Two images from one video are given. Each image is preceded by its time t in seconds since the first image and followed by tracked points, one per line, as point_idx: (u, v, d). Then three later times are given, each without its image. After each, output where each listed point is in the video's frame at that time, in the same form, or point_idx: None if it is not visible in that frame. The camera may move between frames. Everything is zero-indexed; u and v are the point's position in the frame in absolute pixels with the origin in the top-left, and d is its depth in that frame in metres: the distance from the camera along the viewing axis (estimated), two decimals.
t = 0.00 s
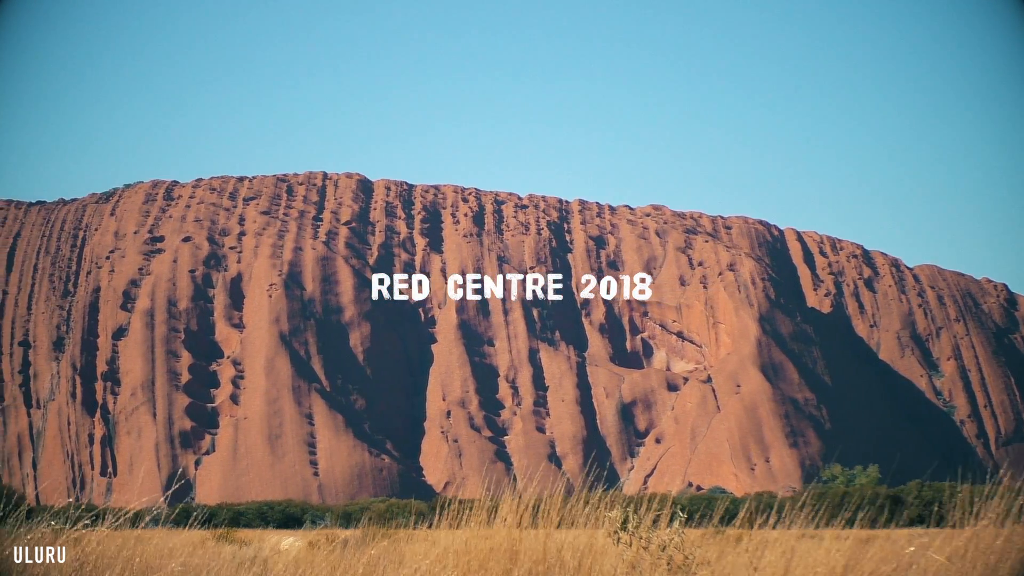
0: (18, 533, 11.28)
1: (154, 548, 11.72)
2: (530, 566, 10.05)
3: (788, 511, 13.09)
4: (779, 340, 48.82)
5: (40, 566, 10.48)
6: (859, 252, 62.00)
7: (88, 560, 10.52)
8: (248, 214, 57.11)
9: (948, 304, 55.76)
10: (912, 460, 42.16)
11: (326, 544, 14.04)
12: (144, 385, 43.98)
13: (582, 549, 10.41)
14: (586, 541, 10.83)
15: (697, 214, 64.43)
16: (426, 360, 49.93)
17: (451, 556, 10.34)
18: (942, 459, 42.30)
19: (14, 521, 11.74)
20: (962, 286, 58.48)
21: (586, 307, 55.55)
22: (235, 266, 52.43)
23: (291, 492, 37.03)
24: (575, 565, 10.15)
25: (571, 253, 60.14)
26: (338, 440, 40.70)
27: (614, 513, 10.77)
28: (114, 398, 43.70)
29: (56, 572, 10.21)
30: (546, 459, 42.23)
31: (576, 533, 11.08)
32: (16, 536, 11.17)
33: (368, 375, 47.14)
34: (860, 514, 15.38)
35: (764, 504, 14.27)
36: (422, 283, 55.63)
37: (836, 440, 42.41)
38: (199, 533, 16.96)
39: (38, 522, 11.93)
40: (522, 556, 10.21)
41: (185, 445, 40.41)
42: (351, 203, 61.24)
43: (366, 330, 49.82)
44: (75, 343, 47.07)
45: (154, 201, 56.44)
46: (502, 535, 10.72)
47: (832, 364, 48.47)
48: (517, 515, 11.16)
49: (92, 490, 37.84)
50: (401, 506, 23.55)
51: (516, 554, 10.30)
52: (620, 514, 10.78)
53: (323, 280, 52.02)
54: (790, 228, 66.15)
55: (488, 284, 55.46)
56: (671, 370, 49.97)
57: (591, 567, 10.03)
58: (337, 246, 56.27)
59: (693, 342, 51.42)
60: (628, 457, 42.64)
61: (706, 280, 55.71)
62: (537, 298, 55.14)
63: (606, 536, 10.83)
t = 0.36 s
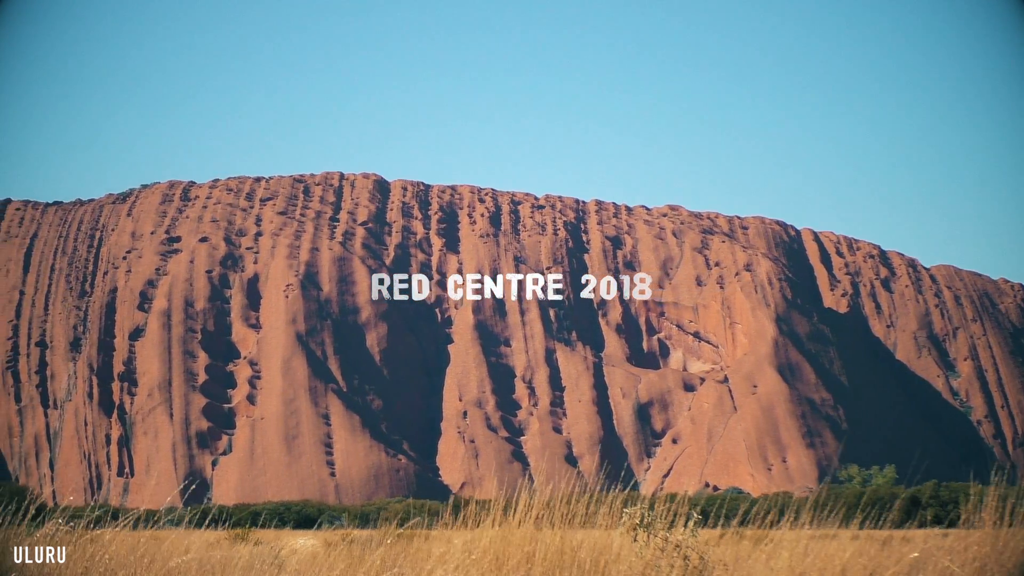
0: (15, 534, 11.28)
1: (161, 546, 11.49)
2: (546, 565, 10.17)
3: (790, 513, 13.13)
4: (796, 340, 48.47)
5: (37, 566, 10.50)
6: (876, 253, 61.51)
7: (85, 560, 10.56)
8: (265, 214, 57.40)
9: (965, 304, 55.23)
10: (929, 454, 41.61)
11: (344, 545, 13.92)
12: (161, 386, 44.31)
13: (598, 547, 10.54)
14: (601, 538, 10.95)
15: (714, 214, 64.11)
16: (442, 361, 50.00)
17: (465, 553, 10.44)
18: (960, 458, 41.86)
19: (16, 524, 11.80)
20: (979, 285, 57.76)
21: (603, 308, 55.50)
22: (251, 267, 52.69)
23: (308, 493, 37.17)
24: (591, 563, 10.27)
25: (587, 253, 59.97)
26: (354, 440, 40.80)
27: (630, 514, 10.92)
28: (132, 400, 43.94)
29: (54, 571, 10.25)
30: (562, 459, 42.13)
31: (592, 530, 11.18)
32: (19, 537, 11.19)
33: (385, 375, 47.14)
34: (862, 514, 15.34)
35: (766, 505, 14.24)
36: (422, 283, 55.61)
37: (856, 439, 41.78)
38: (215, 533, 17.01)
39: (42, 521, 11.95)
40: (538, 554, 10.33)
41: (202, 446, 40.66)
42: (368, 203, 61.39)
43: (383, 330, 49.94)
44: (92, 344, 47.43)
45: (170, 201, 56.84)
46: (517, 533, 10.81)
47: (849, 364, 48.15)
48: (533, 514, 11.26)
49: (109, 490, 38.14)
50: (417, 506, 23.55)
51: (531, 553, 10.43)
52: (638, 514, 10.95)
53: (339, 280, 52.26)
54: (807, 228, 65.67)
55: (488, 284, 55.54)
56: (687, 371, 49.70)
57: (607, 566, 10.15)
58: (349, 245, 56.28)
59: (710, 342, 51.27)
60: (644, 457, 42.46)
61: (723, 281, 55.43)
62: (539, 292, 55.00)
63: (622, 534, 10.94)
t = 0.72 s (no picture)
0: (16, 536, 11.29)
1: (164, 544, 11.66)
2: (561, 562, 10.25)
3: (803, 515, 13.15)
4: (810, 341, 48.32)
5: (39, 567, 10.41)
6: (890, 253, 61.01)
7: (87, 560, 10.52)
8: (280, 214, 57.70)
9: (979, 304, 54.88)
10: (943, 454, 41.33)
11: (358, 545, 14.03)
12: (175, 386, 44.67)
13: (612, 547, 10.70)
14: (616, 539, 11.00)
15: (728, 214, 63.87)
16: (456, 362, 50.01)
17: (480, 553, 10.49)
18: (974, 456, 41.63)
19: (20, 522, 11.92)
20: (993, 285, 57.49)
21: (616, 308, 55.49)
22: (265, 267, 52.92)
23: (322, 492, 37.50)
24: (605, 562, 10.42)
25: (602, 253, 59.88)
26: (368, 440, 40.96)
27: (644, 516, 11.01)
28: (146, 400, 44.60)
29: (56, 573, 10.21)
30: (576, 459, 42.07)
31: (605, 529, 11.24)
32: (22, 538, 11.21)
33: (399, 376, 47.23)
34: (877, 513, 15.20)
35: (776, 506, 14.21)
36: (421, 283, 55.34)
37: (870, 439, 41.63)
38: (229, 533, 17.10)
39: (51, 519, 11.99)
40: (552, 553, 10.40)
41: (217, 445, 40.92)
42: (382, 203, 61.58)
43: (396, 330, 49.99)
44: (107, 344, 47.66)
45: (185, 202, 57.25)
46: (532, 530, 10.89)
47: (863, 364, 47.98)
48: (548, 513, 11.31)
49: (124, 489, 38.48)
50: (431, 506, 23.60)
51: (545, 552, 10.47)
52: (651, 517, 11.05)
53: (354, 280, 52.42)
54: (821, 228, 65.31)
55: (488, 284, 55.49)
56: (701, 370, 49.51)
57: (622, 566, 10.30)
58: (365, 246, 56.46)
59: (725, 342, 51.00)
60: (659, 458, 42.38)
61: (737, 280, 55.20)
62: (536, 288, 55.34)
63: (635, 534, 11.11)
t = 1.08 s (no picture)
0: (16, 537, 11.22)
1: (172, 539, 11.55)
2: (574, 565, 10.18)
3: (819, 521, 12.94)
4: (826, 340, 48.08)
5: (39, 566, 10.38)
6: (906, 252, 60.44)
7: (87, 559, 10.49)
8: (295, 214, 57.97)
9: (995, 304, 54.45)
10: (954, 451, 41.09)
11: (373, 545, 13.88)
12: (191, 386, 45.01)
13: (626, 548, 10.60)
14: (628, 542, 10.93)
15: (744, 214, 63.52)
16: (472, 363, 50.05)
17: (493, 556, 10.46)
18: (988, 454, 41.30)
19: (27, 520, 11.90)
20: (1010, 285, 56.96)
21: (631, 307, 55.59)
22: (280, 267, 53.21)
23: (338, 493, 37.63)
24: (619, 563, 10.35)
25: (617, 253, 59.67)
26: (383, 440, 41.10)
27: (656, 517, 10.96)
28: (161, 400, 44.91)
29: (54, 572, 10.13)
30: (591, 459, 42.01)
31: (619, 530, 11.18)
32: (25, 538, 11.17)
33: (413, 375, 47.36)
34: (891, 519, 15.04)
35: (786, 508, 14.01)
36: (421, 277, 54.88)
37: (887, 440, 41.26)
38: (245, 533, 17.13)
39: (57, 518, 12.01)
40: (565, 555, 10.35)
41: (232, 446, 41.18)
42: (397, 203, 61.70)
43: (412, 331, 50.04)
44: (122, 344, 48.03)
45: (200, 202, 57.64)
46: (545, 531, 10.84)
47: (879, 364, 47.67)
48: (560, 514, 11.24)
49: (139, 489, 38.80)
50: (445, 506, 23.58)
51: (557, 554, 10.43)
52: (663, 519, 10.99)
53: (369, 280, 52.53)
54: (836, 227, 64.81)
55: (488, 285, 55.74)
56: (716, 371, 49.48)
57: (637, 567, 10.23)
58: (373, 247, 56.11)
59: (739, 342, 50.84)
60: (674, 458, 42.25)
61: (752, 280, 54.97)
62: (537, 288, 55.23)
63: (648, 536, 11.00)
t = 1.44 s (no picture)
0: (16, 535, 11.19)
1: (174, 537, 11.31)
2: (586, 566, 10.16)
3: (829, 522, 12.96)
4: (838, 340, 47.94)
5: (38, 567, 10.31)
6: (919, 253, 60.08)
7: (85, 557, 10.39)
8: (307, 215, 58.25)
9: (1008, 305, 54.14)
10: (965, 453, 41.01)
11: (389, 546, 13.83)
12: (203, 386, 45.32)
13: (639, 549, 10.55)
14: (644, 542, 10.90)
15: (756, 214, 63.29)
16: (485, 364, 49.70)
17: (505, 557, 10.47)
18: (1000, 454, 41.18)
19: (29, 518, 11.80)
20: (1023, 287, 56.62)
21: (644, 308, 55.44)
22: (293, 267, 53.52)
23: (350, 493, 37.71)
24: (632, 563, 10.32)
25: (629, 251, 59.44)
26: (396, 441, 41.24)
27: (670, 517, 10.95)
28: (173, 400, 45.25)
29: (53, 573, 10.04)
30: (603, 459, 41.98)
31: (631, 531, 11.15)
32: (25, 536, 11.10)
33: (426, 375, 47.52)
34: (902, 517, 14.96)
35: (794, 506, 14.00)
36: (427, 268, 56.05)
37: (898, 440, 41.17)
38: (258, 534, 17.22)
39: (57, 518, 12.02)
40: (578, 557, 10.32)
41: (245, 446, 41.39)
42: (409, 203, 61.81)
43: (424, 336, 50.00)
44: (135, 344, 48.43)
45: (212, 202, 58.00)
46: (558, 532, 10.82)
47: (891, 364, 47.48)
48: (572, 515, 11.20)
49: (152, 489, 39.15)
50: (456, 506, 23.62)
51: (572, 555, 10.41)
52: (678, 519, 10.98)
53: (381, 280, 52.72)
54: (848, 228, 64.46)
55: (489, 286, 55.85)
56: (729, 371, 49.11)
57: (650, 568, 10.19)
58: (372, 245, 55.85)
59: (753, 342, 50.57)
60: (686, 458, 42.11)
61: (765, 280, 54.84)
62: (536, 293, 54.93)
63: (661, 537, 10.96)
